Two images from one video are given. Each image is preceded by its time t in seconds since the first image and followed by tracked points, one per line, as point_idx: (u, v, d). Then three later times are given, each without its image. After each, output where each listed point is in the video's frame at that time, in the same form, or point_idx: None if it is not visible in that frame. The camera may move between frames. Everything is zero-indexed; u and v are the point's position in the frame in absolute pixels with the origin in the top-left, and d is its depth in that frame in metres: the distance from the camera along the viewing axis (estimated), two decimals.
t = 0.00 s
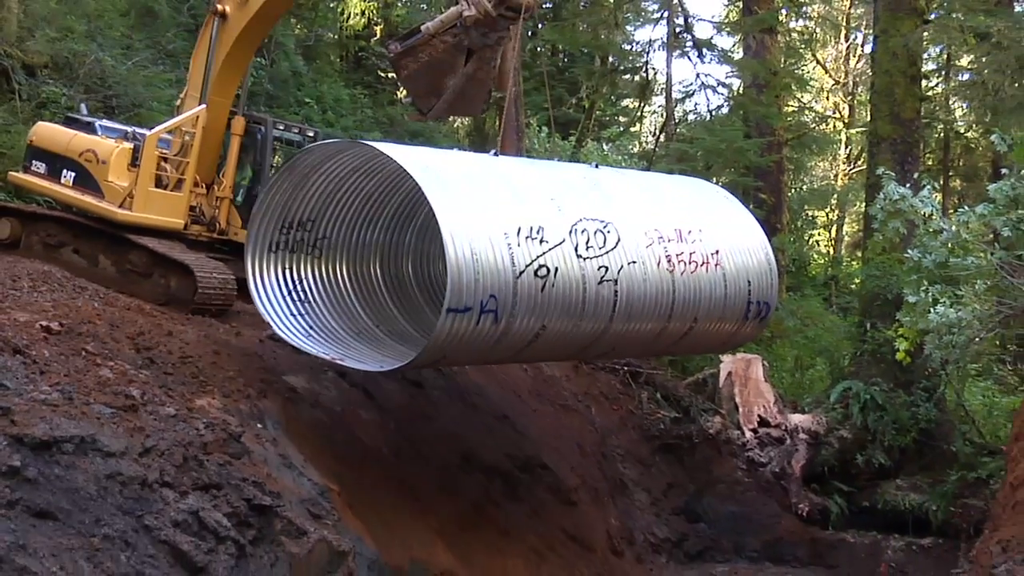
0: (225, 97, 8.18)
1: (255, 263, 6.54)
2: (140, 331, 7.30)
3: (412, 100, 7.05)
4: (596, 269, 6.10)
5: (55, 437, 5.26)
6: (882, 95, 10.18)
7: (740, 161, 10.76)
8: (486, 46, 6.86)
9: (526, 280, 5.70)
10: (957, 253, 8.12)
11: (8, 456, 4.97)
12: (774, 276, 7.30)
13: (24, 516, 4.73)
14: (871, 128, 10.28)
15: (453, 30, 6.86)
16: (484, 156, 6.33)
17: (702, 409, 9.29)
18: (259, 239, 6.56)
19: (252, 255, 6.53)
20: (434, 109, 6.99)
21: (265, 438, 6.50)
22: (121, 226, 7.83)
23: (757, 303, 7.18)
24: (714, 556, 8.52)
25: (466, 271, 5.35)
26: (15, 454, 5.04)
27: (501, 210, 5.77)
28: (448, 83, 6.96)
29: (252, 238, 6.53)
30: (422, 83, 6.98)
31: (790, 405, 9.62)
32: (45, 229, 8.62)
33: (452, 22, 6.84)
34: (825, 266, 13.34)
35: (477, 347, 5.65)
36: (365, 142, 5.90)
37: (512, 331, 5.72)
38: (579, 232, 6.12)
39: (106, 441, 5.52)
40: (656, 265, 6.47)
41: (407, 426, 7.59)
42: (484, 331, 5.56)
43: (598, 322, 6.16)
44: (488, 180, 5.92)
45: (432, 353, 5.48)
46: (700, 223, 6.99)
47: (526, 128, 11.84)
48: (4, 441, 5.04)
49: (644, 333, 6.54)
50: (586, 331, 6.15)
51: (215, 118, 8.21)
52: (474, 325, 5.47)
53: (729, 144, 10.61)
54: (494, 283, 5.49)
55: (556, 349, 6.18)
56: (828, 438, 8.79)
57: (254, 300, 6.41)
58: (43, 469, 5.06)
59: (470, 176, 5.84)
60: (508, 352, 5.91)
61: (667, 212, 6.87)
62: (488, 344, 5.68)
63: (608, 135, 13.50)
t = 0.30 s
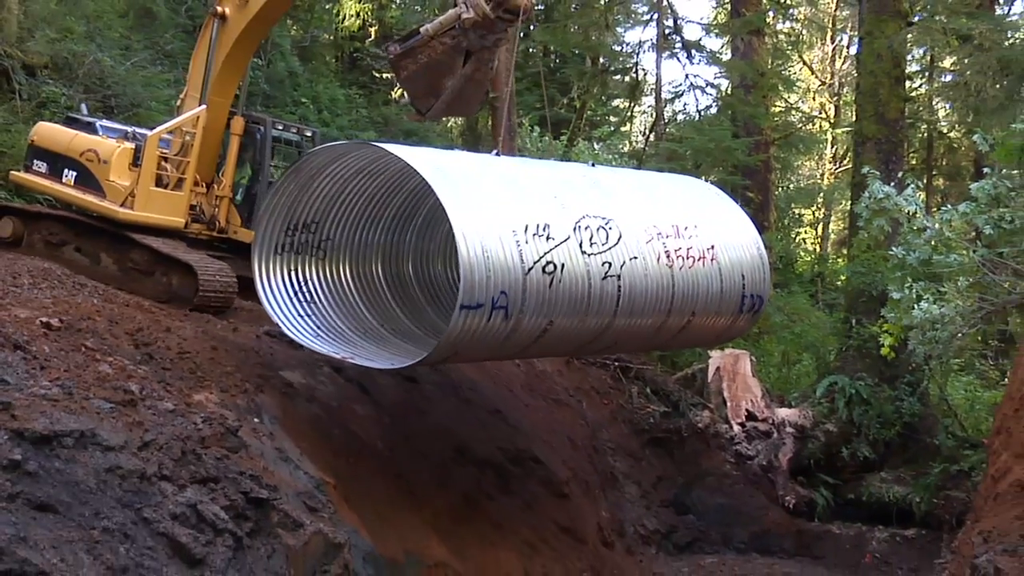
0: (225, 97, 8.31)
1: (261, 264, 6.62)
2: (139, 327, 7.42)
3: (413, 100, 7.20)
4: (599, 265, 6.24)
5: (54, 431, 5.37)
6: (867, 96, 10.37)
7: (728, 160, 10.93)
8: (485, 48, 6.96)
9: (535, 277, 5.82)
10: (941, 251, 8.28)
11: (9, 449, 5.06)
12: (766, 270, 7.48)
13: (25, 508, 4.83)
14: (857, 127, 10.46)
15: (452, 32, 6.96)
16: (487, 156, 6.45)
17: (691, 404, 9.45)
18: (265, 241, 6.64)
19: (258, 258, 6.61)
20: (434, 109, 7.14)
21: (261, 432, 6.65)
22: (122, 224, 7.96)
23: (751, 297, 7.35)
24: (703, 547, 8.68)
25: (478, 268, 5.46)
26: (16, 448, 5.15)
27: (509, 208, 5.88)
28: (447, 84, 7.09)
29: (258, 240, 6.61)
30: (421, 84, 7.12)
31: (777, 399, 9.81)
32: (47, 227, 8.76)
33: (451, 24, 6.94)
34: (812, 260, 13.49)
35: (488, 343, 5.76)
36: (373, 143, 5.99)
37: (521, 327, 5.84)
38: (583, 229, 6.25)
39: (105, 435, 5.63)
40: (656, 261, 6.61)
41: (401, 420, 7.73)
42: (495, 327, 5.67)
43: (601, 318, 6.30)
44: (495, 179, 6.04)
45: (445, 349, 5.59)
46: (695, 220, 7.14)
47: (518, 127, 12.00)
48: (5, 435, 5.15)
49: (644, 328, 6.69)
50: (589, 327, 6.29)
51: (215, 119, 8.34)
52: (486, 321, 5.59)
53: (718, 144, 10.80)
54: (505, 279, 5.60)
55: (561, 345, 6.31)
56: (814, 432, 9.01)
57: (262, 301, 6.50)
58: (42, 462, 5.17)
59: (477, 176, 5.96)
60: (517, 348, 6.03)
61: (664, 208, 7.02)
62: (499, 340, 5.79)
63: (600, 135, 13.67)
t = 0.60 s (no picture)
0: (223, 101, 8.46)
1: (266, 272, 6.73)
2: (137, 326, 7.55)
3: (411, 107, 7.24)
4: (600, 265, 6.39)
5: (53, 428, 5.49)
6: (851, 100, 10.56)
7: (715, 162, 11.11)
8: (484, 55, 7.17)
9: (541, 278, 5.95)
10: (922, 251, 8.45)
11: (8, 446, 5.18)
12: (756, 270, 7.65)
13: (24, 505, 4.95)
14: (840, 130, 10.62)
15: (452, 39, 7.11)
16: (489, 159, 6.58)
17: (679, 401, 9.71)
18: (270, 248, 6.76)
19: (264, 265, 6.73)
20: (434, 115, 7.21)
21: (257, 430, 6.78)
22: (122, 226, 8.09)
23: (742, 296, 7.52)
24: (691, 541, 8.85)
25: (486, 267, 5.60)
26: (15, 445, 5.27)
27: (514, 209, 6.02)
28: (447, 90, 7.19)
29: (262, 248, 6.73)
30: (422, 90, 7.20)
31: (763, 397, 10.01)
32: (47, 229, 8.89)
33: (451, 32, 7.09)
34: (796, 262, 13.63)
35: (496, 342, 5.90)
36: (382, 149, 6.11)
37: (527, 327, 5.98)
38: (584, 231, 6.40)
39: (102, 432, 5.76)
40: (653, 261, 6.77)
41: (394, 417, 7.87)
42: (503, 326, 5.81)
43: (601, 318, 6.45)
44: (499, 182, 6.17)
45: (455, 348, 5.72)
46: (689, 221, 7.31)
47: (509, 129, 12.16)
48: (4, 433, 5.28)
49: (641, 328, 6.85)
50: (590, 327, 6.44)
51: (213, 122, 8.49)
52: (494, 320, 5.72)
53: (705, 147, 11.01)
54: (512, 278, 5.74)
55: (562, 346, 6.47)
56: (798, 429, 9.23)
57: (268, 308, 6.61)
58: (41, 459, 5.29)
59: (481, 178, 6.09)
60: (523, 348, 6.17)
61: (659, 209, 7.18)
62: (505, 341, 5.93)
63: (590, 137, 13.83)
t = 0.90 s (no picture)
0: (220, 106, 8.62)
1: (269, 276, 6.87)
2: (132, 326, 7.67)
3: (408, 112, 7.51)
4: (599, 267, 6.54)
5: (48, 426, 5.61)
6: (834, 104, 10.75)
7: (701, 165, 11.30)
8: (480, 62, 7.30)
9: (544, 279, 6.09)
10: (903, 251, 8.62)
11: (5, 444, 5.31)
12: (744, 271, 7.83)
13: (19, 501, 5.08)
14: (823, 133, 10.81)
15: (449, 46, 7.27)
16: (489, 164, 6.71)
17: (664, 399, 9.91)
18: (272, 253, 6.90)
19: (267, 269, 6.86)
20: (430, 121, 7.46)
21: (250, 428, 6.91)
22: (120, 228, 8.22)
23: (733, 298, 7.70)
24: (676, 536, 9.02)
25: (493, 268, 5.74)
26: (11, 443, 5.40)
27: (518, 212, 6.15)
28: (444, 97, 7.39)
29: (265, 254, 6.86)
30: (419, 97, 7.42)
31: (747, 395, 10.20)
32: (45, 230, 9.01)
33: (447, 39, 7.24)
34: (781, 262, 13.85)
35: (502, 342, 6.03)
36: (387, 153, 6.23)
37: (531, 328, 6.12)
38: (583, 233, 6.55)
39: (97, 430, 5.89)
40: (649, 263, 6.94)
41: (385, 416, 8.01)
42: (509, 326, 5.94)
43: (600, 320, 6.61)
44: (501, 186, 6.31)
45: (463, 348, 5.85)
46: (681, 224, 7.49)
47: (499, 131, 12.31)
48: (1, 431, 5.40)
49: (637, 329, 7.01)
50: (588, 329, 6.59)
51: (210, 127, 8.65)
52: (500, 320, 5.86)
53: (690, 149, 11.20)
54: (518, 279, 5.87)
55: (562, 347, 6.61)
56: (782, 426, 9.41)
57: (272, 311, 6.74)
58: (37, 457, 5.42)
59: (484, 181, 6.22)
60: (526, 348, 6.31)
61: (653, 212, 7.35)
62: (510, 341, 6.07)
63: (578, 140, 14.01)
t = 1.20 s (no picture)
0: (216, 108, 8.74)
1: (271, 276, 6.98)
2: (127, 325, 7.79)
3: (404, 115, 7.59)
4: (598, 269, 6.69)
5: (44, 424, 5.73)
6: (818, 108, 10.95)
7: (688, 167, 11.47)
8: (475, 65, 7.45)
9: (548, 281, 6.22)
10: (885, 252, 8.80)
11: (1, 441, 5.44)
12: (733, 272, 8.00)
13: (16, 498, 5.21)
14: (807, 136, 11.01)
15: (444, 50, 7.43)
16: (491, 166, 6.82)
17: (652, 396, 10.00)
18: (274, 253, 7.01)
19: (270, 270, 6.98)
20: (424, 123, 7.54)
21: (244, 425, 7.03)
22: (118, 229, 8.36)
23: (722, 299, 7.87)
24: (663, 532, 9.18)
25: (500, 270, 5.86)
26: (8, 440, 5.52)
27: (522, 215, 6.28)
28: (438, 100, 7.52)
29: (267, 254, 6.98)
30: (414, 100, 7.52)
31: (733, 393, 10.38)
32: (42, 232, 9.13)
33: (442, 44, 7.40)
34: (766, 263, 14.05)
35: (506, 342, 6.16)
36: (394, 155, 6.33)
37: (534, 328, 6.25)
38: (584, 236, 6.69)
39: (92, 428, 6.01)
40: (645, 265, 7.09)
41: (376, 414, 8.14)
42: (514, 326, 6.08)
43: (598, 320, 6.75)
44: (504, 188, 6.43)
45: (470, 347, 5.97)
46: (675, 226, 7.65)
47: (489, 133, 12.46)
48: None
49: (633, 329, 7.16)
50: (586, 329, 6.74)
51: (207, 128, 8.78)
52: (506, 321, 5.99)
53: (677, 151, 11.37)
54: (524, 280, 6.00)
55: (561, 347, 6.75)
56: (767, 423, 9.61)
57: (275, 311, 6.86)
58: (33, 454, 5.54)
59: (489, 184, 6.34)
60: (529, 348, 6.44)
61: (649, 215, 7.51)
62: (514, 341, 6.20)
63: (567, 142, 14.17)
